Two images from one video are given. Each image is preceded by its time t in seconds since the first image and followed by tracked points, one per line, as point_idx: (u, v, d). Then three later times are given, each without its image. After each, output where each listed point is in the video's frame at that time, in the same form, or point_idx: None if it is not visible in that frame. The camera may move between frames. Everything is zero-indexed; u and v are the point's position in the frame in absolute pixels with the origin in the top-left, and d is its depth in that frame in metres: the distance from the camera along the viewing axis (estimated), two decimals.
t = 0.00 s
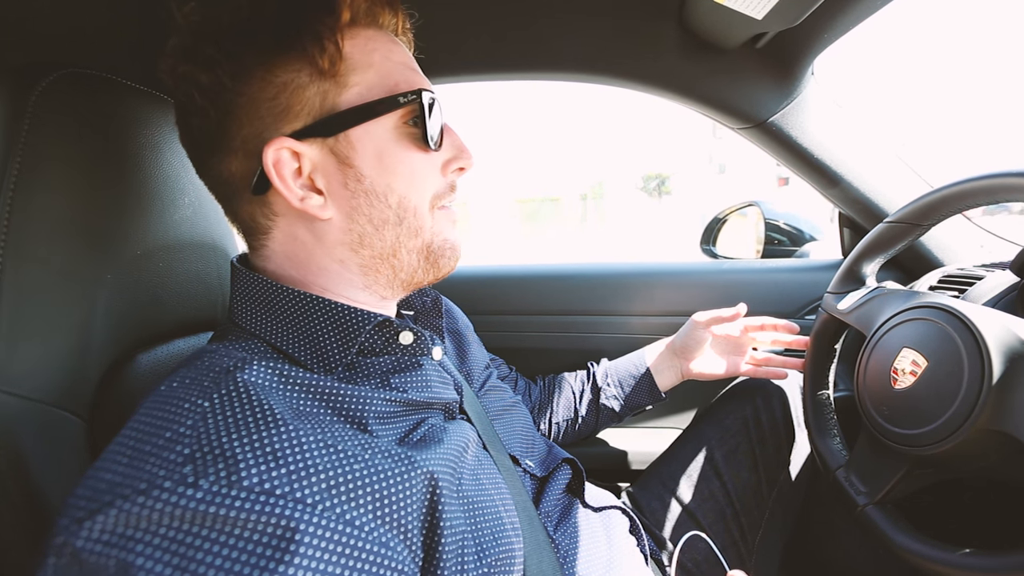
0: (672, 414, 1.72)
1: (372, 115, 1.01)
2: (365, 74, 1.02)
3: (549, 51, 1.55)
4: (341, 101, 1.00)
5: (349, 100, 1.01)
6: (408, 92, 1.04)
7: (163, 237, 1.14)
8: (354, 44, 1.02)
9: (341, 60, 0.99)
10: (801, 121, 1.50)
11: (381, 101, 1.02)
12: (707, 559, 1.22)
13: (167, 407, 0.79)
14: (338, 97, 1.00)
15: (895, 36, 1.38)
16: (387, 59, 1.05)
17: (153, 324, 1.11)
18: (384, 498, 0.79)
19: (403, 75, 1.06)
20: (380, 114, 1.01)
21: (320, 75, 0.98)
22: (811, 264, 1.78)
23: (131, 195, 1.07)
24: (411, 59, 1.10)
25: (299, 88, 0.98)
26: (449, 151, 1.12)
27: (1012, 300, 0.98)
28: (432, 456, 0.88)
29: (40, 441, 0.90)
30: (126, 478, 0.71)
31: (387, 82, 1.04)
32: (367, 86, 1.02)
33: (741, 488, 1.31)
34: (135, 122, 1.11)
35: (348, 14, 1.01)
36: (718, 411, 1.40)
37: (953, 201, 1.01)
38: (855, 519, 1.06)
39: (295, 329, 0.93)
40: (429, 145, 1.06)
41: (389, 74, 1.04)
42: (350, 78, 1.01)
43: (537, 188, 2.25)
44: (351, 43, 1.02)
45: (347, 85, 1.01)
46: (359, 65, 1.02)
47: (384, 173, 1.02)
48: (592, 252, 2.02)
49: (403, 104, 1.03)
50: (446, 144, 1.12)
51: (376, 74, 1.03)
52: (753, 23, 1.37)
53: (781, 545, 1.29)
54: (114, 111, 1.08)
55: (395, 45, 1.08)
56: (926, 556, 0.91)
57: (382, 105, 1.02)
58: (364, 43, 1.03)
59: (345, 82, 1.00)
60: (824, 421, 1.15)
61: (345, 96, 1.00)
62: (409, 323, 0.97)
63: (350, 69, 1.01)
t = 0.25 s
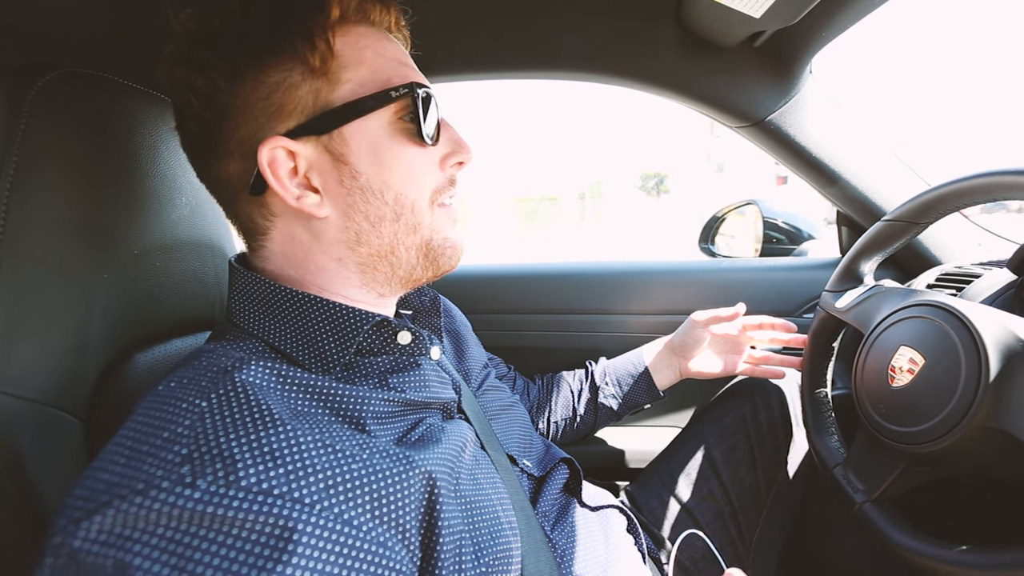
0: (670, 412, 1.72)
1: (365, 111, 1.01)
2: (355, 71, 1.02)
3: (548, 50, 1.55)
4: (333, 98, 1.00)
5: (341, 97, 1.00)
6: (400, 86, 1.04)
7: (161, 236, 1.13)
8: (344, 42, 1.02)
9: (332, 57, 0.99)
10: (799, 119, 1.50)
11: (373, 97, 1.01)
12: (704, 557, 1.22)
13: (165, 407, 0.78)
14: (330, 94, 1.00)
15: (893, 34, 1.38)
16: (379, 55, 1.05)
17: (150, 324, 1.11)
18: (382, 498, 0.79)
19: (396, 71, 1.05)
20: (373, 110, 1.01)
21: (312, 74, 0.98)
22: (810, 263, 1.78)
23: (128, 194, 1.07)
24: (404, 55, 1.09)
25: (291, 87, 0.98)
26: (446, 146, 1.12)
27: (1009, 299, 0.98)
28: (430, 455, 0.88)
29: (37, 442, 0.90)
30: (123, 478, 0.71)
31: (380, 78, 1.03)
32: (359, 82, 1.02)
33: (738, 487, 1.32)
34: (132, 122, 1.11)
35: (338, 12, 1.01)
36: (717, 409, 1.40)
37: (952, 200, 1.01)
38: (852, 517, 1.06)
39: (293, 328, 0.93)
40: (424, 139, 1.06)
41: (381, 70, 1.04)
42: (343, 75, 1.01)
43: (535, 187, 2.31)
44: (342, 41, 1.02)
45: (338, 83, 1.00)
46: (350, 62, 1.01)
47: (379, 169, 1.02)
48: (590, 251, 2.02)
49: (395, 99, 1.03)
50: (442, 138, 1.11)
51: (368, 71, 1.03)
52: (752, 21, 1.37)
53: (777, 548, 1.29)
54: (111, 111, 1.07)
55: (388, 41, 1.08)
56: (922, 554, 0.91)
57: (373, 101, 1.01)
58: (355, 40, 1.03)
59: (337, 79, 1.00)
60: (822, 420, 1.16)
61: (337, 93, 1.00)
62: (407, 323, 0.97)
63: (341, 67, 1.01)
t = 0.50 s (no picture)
0: (668, 411, 1.72)
1: (372, 111, 1.01)
2: (361, 71, 1.02)
3: (544, 49, 1.55)
4: (340, 98, 1.00)
5: (349, 97, 1.01)
6: (407, 87, 1.05)
7: (155, 236, 1.13)
8: (349, 41, 1.02)
9: (338, 58, 0.99)
10: (796, 117, 1.51)
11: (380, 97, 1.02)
12: (701, 554, 1.23)
13: (160, 407, 0.78)
14: (336, 94, 1.00)
15: (889, 32, 1.38)
16: (383, 55, 1.05)
17: (145, 323, 1.11)
18: (378, 497, 0.79)
19: (398, 70, 1.06)
20: (380, 110, 1.02)
21: (318, 73, 0.98)
22: (807, 261, 1.78)
23: (121, 194, 1.07)
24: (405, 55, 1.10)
25: (297, 86, 0.98)
26: (448, 146, 1.13)
27: (1005, 296, 0.99)
28: (427, 454, 0.88)
29: (31, 443, 0.90)
30: (117, 478, 0.70)
31: (384, 78, 1.04)
32: (364, 82, 1.02)
33: (734, 484, 1.32)
34: (125, 121, 1.11)
35: (343, 12, 1.01)
36: (714, 407, 1.40)
37: (947, 196, 1.01)
38: (849, 514, 1.06)
39: (289, 327, 0.93)
40: (429, 139, 1.07)
41: (385, 70, 1.04)
42: (348, 75, 1.01)
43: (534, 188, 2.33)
44: (347, 40, 1.02)
45: (344, 82, 1.01)
46: (356, 62, 1.02)
47: (386, 169, 1.03)
48: (588, 249, 2.02)
49: (402, 99, 1.04)
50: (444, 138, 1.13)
51: (373, 70, 1.03)
52: (747, 19, 1.37)
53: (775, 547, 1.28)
54: (103, 110, 1.07)
55: (390, 41, 1.08)
56: (918, 550, 0.91)
57: (381, 100, 1.02)
58: (359, 39, 1.03)
59: (343, 79, 1.00)
60: (819, 417, 1.16)
61: (343, 94, 1.00)
62: (405, 321, 0.96)
63: (347, 66, 1.01)
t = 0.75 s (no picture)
0: (664, 408, 1.72)
1: (365, 109, 1.01)
2: (355, 68, 1.01)
3: (539, 45, 1.54)
4: (333, 95, 1.00)
5: (341, 95, 1.00)
6: (401, 86, 1.05)
7: (146, 234, 1.12)
8: (343, 38, 1.01)
9: (333, 54, 0.99)
10: (791, 113, 1.50)
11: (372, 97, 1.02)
12: (698, 551, 1.22)
13: (148, 407, 0.77)
14: (329, 91, 0.99)
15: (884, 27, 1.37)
16: (377, 53, 1.05)
17: (137, 322, 1.10)
18: (370, 496, 0.78)
19: (393, 69, 1.05)
20: (372, 108, 1.01)
21: (311, 69, 0.97)
22: (803, 257, 1.78)
23: (112, 192, 1.06)
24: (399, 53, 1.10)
25: (290, 82, 0.97)
26: (438, 146, 1.13)
27: (1000, 291, 0.98)
28: (419, 453, 0.88)
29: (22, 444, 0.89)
30: (105, 479, 0.70)
31: (378, 77, 1.03)
32: (358, 80, 1.02)
33: (731, 481, 1.31)
34: (116, 119, 1.10)
35: (338, 9, 1.00)
36: (710, 404, 1.39)
37: (942, 192, 1.01)
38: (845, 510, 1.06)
39: (280, 327, 0.92)
40: (420, 139, 1.07)
41: (379, 68, 1.04)
42: (342, 71, 1.00)
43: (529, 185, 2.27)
44: (341, 37, 1.01)
45: (338, 79, 1.00)
46: (350, 58, 1.01)
47: (377, 168, 1.03)
48: (585, 246, 2.01)
49: (396, 98, 1.04)
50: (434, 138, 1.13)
51: (367, 68, 1.03)
52: (742, 15, 1.36)
53: (771, 541, 1.29)
54: (94, 108, 1.06)
55: (384, 39, 1.07)
56: (914, 545, 0.91)
57: (373, 99, 1.02)
58: (353, 36, 1.03)
59: (337, 76, 1.00)
60: (814, 413, 1.16)
61: (336, 91, 1.00)
62: (396, 321, 0.96)
63: (341, 63, 1.00)
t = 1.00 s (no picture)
0: (665, 409, 1.72)
1: (365, 109, 1.01)
2: (356, 69, 1.01)
3: (540, 46, 1.55)
4: (333, 95, 1.00)
5: (342, 95, 1.00)
6: (402, 87, 1.05)
7: (149, 233, 1.12)
8: (344, 38, 1.01)
9: (333, 54, 0.99)
10: (792, 115, 1.50)
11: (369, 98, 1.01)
12: (698, 552, 1.22)
13: (150, 406, 0.78)
14: (329, 91, 0.99)
15: (886, 29, 1.38)
16: (378, 53, 1.05)
17: (139, 321, 1.10)
18: (371, 495, 0.78)
19: (394, 70, 1.05)
20: (373, 108, 1.01)
21: (312, 69, 0.98)
22: (804, 259, 1.78)
23: (114, 191, 1.06)
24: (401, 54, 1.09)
25: (290, 81, 0.97)
26: (441, 146, 1.13)
27: (1001, 293, 0.98)
28: (420, 453, 0.88)
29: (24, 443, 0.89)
30: (106, 477, 0.70)
31: (379, 77, 1.03)
32: (358, 80, 1.02)
33: (732, 482, 1.31)
34: (118, 118, 1.10)
35: (340, 9, 1.01)
36: (711, 405, 1.39)
37: (943, 194, 1.01)
38: (846, 512, 1.05)
39: (281, 327, 0.92)
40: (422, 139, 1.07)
41: (380, 69, 1.04)
42: (343, 71, 1.00)
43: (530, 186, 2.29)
44: (342, 37, 1.01)
45: (338, 80, 1.00)
46: (351, 59, 1.01)
47: (378, 168, 1.02)
48: (586, 247, 2.01)
49: (397, 99, 1.04)
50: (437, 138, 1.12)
51: (367, 68, 1.03)
52: (744, 16, 1.36)
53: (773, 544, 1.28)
54: (97, 107, 1.06)
55: (386, 40, 1.08)
56: (914, 547, 0.91)
57: (373, 100, 1.02)
58: (355, 37, 1.03)
59: (338, 76, 1.00)
60: (815, 415, 1.16)
61: (337, 91, 1.00)
62: (398, 321, 0.95)
63: (341, 63, 1.00)
